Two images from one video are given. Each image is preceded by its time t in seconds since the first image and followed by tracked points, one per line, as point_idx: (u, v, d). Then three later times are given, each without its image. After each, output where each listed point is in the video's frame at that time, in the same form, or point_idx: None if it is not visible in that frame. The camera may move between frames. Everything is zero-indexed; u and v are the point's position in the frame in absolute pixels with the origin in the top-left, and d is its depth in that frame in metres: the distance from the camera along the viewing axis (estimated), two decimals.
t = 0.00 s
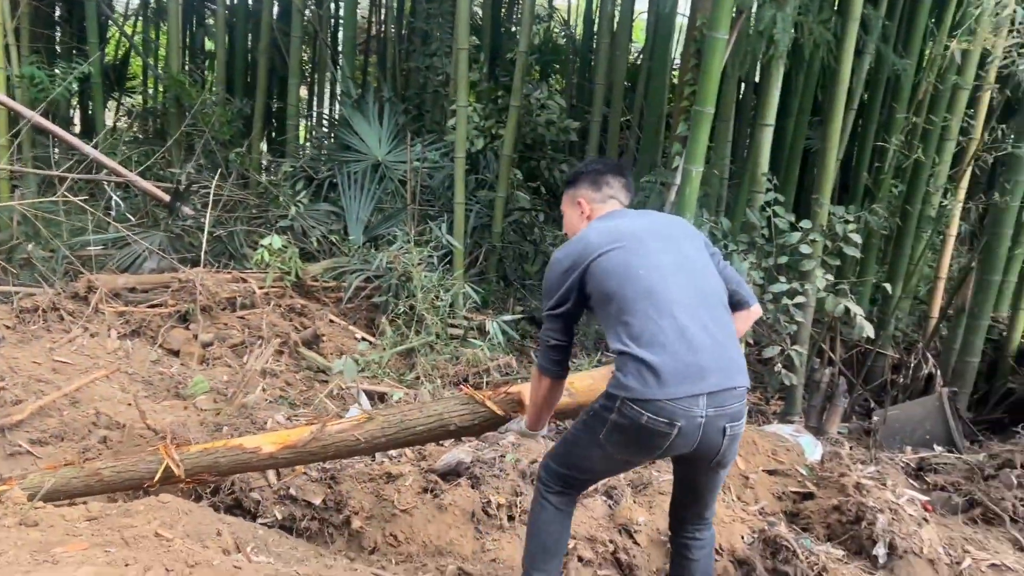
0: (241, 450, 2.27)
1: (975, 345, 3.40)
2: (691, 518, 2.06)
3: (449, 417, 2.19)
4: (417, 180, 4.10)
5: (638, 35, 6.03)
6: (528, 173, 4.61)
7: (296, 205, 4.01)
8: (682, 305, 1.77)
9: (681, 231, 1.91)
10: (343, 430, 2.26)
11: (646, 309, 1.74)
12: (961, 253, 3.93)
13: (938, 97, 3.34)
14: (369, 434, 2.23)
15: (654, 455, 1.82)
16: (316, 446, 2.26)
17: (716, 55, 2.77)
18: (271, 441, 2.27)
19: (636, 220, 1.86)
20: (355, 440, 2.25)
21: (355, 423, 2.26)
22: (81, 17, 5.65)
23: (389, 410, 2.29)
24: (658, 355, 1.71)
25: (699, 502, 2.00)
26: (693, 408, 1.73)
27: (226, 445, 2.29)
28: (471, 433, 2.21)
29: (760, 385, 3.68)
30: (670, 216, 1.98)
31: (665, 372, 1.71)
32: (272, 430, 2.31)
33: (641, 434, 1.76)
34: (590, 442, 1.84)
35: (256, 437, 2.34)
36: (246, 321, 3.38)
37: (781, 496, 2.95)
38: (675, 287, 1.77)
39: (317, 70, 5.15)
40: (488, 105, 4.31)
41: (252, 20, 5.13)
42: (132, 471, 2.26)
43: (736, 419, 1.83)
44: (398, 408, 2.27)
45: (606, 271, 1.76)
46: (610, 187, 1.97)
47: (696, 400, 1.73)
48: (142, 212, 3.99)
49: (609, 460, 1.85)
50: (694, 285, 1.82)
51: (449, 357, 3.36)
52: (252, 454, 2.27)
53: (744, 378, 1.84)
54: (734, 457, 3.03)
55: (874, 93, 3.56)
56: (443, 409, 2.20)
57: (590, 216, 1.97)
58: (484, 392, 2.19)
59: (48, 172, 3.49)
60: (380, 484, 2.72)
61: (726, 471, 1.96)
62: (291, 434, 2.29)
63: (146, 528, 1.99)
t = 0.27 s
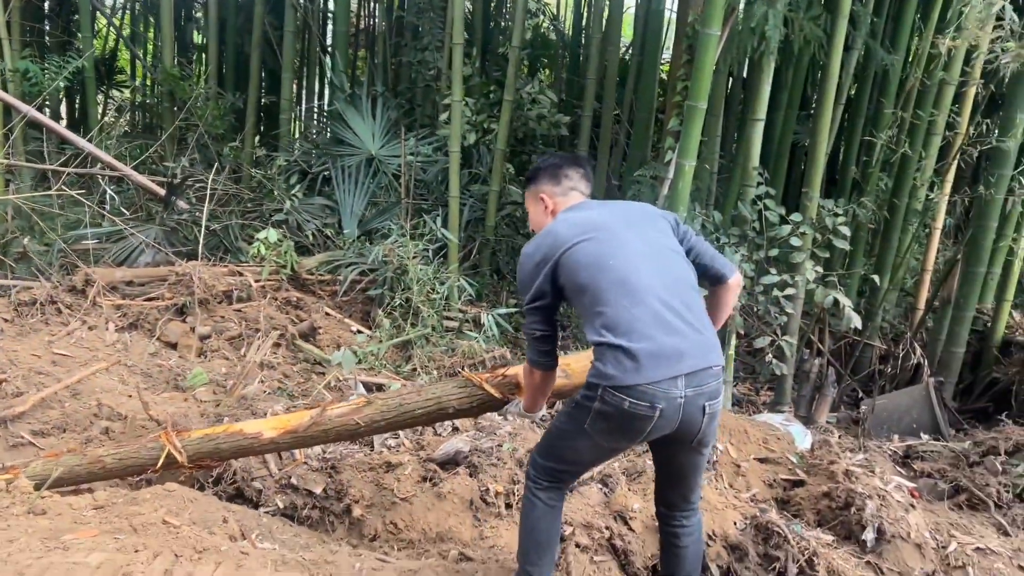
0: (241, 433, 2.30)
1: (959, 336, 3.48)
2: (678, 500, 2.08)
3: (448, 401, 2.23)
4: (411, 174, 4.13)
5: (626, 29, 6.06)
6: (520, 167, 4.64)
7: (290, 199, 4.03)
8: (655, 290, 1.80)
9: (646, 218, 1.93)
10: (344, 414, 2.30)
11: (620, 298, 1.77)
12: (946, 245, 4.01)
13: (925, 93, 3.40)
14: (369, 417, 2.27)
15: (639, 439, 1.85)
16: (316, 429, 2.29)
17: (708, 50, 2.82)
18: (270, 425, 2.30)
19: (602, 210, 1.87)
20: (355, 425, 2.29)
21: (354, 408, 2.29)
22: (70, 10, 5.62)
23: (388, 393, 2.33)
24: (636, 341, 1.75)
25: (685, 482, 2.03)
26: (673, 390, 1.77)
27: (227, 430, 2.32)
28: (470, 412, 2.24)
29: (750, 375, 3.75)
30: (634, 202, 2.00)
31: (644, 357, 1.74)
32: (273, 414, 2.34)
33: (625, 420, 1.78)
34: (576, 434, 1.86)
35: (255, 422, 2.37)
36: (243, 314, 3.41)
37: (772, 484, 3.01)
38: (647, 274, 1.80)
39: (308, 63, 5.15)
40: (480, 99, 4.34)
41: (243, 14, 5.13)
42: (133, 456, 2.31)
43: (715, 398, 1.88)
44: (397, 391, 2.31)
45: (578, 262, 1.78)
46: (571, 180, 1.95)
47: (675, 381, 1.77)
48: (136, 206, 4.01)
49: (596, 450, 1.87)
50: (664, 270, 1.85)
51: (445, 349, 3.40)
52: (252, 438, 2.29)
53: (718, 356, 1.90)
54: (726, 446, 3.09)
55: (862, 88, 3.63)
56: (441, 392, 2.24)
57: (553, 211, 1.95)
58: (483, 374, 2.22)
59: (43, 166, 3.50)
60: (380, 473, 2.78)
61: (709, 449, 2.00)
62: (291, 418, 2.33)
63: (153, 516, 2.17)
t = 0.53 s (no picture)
0: (240, 423, 2.34)
1: (946, 327, 3.51)
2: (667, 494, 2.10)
3: (443, 392, 2.27)
4: (405, 168, 4.15)
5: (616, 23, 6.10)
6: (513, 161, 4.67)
7: (285, 193, 4.05)
8: (639, 282, 1.84)
9: (625, 214, 1.98)
10: (340, 404, 2.33)
11: (605, 291, 1.80)
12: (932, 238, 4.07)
13: (912, 88, 3.46)
14: (365, 408, 2.31)
15: (624, 430, 1.89)
16: (312, 419, 2.33)
17: (700, 45, 2.86)
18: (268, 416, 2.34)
19: (583, 208, 1.92)
20: (352, 415, 2.33)
21: (351, 399, 2.32)
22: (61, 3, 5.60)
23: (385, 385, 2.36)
24: (622, 333, 1.78)
25: (673, 475, 2.05)
26: (657, 381, 1.81)
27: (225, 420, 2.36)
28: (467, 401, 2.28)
29: (740, 366, 3.81)
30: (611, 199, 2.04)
31: (631, 348, 1.77)
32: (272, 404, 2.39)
33: (610, 411, 1.82)
34: (562, 423, 1.90)
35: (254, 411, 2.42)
36: (239, 307, 3.43)
37: (762, 472, 3.07)
38: (631, 266, 1.84)
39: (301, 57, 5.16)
40: (473, 94, 4.37)
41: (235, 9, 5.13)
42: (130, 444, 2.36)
43: (697, 388, 1.92)
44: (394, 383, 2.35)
45: (562, 258, 1.82)
46: (546, 178, 1.97)
47: (659, 372, 1.81)
48: (132, 200, 4.02)
49: (582, 438, 1.91)
50: (646, 262, 1.89)
51: (440, 341, 3.43)
52: (250, 428, 2.34)
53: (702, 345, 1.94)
54: (716, 435, 3.14)
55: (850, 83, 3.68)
56: (437, 383, 2.28)
57: (530, 210, 1.97)
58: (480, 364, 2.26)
59: (38, 160, 3.52)
60: (377, 463, 2.84)
61: (695, 441, 2.03)
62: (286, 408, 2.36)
63: (156, 504, 2.29)
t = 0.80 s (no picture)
0: (231, 419, 2.37)
1: (930, 322, 3.56)
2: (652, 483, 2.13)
3: (432, 387, 2.29)
4: (397, 164, 4.18)
5: (607, 20, 6.13)
6: (504, 158, 4.71)
7: (277, 190, 4.08)
8: (615, 280, 1.89)
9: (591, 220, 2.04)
10: (331, 400, 2.35)
11: (582, 290, 1.85)
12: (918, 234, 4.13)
13: (897, 86, 3.51)
14: (356, 404, 2.33)
15: (608, 423, 1.93)
16: (302, 414, 2.36)
17: (688, 44, 2.92)
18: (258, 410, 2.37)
19: (551, 216, 1.97)
20: (343, 410, 2.35)
21: (341, 394, 2.34)
22: None
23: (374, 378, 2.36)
24: (604, 327, 1.82)
25: (657, 464, 2.09)
26: (641, 373, 1.85)
27: (217, 415, 2.38)
28: (457, 394, 2.31)
29: (728, 361, 3.86)
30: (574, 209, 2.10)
31: (614, 341, 1.81)
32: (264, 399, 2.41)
33: (594, 404, 1.86)
34: (547, 416, 1.93)
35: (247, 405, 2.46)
36: (233, 303, 3.46)
37: (749, 464, 3.12)
38: (604, 266, 1.90)
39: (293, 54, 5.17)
40: (464, 91, 4.40)
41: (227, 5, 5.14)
42: (124, 438, 2.40)
43: (680, 379, 1.97)
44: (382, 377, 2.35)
45: (537, 263, 1.86)
46: (504, 197, 2.00)
47: (643, 364, 1.85)
48: (124, 197, 4.04)
49: (568, 431, 1.94)
50: (619, 262, 1.95)
51: (432, 336, 3.47)
52: (241, 424, 2.37)
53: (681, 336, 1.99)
54: (705, 428, 3.19)
55: (837, 81, 3.73)
56: (426, 377, 2.29)
57: (492, 229, 2.00)
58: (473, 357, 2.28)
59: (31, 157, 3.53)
60: (370, 456, 2.88)
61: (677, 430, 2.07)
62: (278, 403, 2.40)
63: (152, 497, 2.34)
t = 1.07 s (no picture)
0: (214, 407, 2.40)
1: (911, 316, 3.60)
2: (635, 469, 2.16)
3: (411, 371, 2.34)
4: (385, 160, 4.21)
5: (597, 17, 6.16)
6: (493, 154, 4.74)
7: (266, 185, 4.10)
8: (582, 273, 1.93)
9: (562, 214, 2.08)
10: (312, 386, 2.39)
11: (550, 284, 1.89)
12: (900, 229, 4.18)
13: (880, 83, 3.56)
14: (339, 391, 2.37)
15: (580, 412, 1.96)
16: (286, 396, 2.40)
17: (671, 41, 2.96)
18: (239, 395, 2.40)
19: (523, 212, 2.01)
20: (326, 396, 2.39)
21: (323, 380, 2.37)
22: None
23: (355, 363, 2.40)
24: (570, 319, 1.86)
25: (637, 451, 2.12)
26: (608, 362, 1.89)
27: (200, 404, 2.40)
28: (445, 379, 2.39)
29: (713, 355, 3.91)
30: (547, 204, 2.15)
31: (580, 332, 1.86)
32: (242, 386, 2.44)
33: (562, 393, 1.90)
34: (518, 406, 1.98)
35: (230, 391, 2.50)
36: (222, 297, 3.49)
37: (732, 456, 3.17)
38: (574, 259, 1.94)
39: (282, 50, 5.19)
40: (453, 88, 4.43)
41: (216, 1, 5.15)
42: (110, 423, 2.45)
43: (652, 369, 2.00)
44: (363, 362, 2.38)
45: (508, 257, 1.90)
46: (490, 197, 2.05)
47: (609, 353, 1.89)
48: (114, 192, 4.06)
49: (540, 420, 1.98)
50: (588, 254, 1.99)
51: (420, 330, 3.50)
52: (225, 411, 2.41)
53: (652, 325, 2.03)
54: (688, 420, 3.27)
55: (821, 78, 3.78)
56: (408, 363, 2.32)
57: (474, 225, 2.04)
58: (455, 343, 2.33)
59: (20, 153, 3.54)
60: (358, 448, 2.93)
61: (654, 416, 2.10)
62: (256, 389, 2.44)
63: (142, 487, 2.39)
